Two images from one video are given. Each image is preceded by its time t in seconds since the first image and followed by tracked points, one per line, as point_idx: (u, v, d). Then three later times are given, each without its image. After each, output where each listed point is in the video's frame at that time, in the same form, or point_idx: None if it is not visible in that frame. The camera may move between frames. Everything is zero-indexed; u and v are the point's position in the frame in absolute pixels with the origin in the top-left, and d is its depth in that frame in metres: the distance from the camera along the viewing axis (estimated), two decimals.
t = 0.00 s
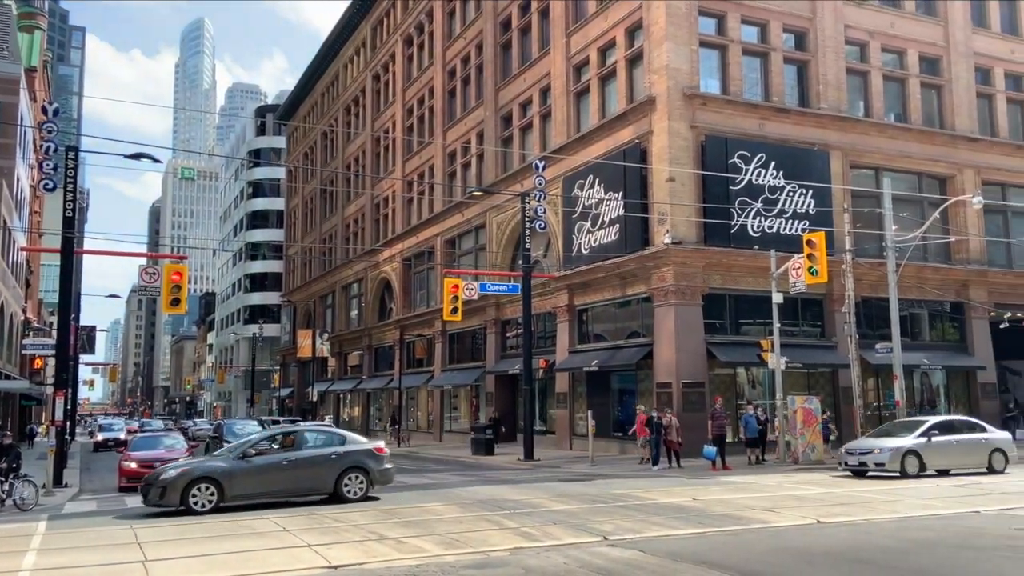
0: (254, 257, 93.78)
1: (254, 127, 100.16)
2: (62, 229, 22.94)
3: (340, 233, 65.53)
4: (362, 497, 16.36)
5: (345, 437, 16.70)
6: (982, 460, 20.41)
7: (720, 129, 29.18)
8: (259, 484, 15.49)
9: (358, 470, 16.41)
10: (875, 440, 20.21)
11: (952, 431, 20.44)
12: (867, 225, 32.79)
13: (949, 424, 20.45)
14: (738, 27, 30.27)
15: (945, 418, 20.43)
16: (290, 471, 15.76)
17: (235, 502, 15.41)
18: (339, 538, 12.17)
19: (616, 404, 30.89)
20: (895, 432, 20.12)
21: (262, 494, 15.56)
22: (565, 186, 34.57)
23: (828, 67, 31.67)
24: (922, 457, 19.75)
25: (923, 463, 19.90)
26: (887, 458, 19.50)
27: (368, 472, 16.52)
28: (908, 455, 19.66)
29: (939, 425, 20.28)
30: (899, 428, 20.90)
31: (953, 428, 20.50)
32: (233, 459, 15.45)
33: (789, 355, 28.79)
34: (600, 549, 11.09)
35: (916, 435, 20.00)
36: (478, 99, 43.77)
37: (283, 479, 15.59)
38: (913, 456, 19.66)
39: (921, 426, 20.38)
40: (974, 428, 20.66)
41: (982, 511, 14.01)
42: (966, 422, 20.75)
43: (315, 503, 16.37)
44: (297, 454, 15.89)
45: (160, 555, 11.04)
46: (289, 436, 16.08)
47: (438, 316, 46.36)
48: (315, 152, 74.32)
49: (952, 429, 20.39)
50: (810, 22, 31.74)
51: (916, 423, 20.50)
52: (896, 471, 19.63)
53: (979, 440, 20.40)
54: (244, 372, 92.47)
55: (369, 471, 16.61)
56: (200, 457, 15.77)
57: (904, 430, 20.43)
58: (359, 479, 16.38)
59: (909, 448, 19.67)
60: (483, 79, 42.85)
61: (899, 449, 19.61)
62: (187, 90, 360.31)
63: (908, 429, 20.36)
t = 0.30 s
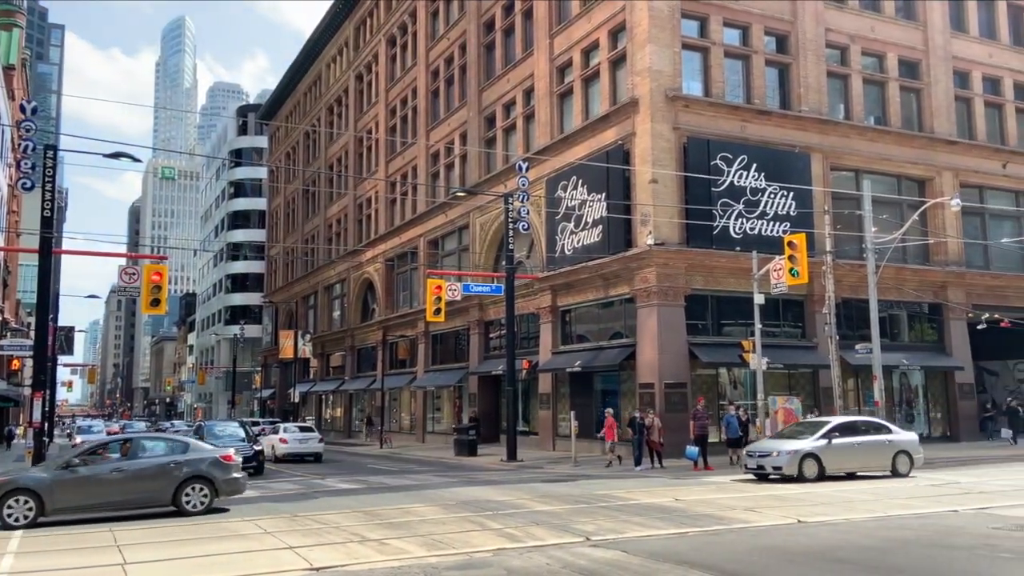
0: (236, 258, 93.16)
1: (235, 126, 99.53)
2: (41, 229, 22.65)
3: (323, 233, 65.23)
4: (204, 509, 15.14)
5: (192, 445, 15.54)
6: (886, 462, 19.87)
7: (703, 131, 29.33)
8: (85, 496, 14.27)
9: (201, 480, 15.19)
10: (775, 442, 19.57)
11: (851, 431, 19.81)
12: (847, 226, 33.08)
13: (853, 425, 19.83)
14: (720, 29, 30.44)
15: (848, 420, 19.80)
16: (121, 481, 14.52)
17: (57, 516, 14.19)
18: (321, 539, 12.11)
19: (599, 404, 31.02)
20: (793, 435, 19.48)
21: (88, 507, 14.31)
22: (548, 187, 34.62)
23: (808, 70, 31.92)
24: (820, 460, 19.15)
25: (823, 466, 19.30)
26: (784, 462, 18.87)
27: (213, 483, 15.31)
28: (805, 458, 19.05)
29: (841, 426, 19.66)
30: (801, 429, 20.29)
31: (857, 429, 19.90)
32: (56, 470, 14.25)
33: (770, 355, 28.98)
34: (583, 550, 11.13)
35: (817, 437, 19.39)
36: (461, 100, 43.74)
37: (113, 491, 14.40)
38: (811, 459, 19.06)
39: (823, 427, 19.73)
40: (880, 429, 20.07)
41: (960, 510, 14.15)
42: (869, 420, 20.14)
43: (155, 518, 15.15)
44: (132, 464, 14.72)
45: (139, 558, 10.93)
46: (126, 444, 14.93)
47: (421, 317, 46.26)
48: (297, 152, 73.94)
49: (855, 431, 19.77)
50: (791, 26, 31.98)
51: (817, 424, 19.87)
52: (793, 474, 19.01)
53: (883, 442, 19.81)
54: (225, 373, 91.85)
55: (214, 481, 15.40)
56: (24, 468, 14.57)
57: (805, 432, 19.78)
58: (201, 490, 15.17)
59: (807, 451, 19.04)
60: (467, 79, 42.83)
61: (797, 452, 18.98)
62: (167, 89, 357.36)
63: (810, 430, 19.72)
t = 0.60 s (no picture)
0: (216, 257, 92.49)
1: (216, 125, 98.80)
2: (17, 226, 22.34)
3: (304, 233, 64.89)
4: (19, 524, 13.93)
5: (14, 453, 14.38)
6: (785, 464, 19.21)
7: (685, 132, 29.46)
8: None
9: (19, 491, 14.02)
10: (669, 445, 18.72)
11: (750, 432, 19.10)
12: (827, 227, 33.35)
13: (750, 427, 19.11)
14: (702, 31, 30.58)
15: (746, 421, 19.08)
16: None
17: None
18: (301, 540, 12.05)
19: (581, 405, 31.12)
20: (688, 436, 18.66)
21: None
22: (531, 187, 34.63)
23: (789, 72, 32.13)
24: (715, 463, 18.35)
25: (717, 469, 18.49)
26: (677, 465, 18.01)
27: (34, 494, 14.13)
28: (699, 461, 18.23)
29: (738, 428, 18.91)
30: (698, 431, 19.50)
31: (756, 430, 19.19)
32: None
33: (751, 356, 29.15)
34: (564, 549, 11.14)
35: (712, 439, 18.60)
36: (444, 99, 43.67)
37: None
38: (703, 462, 18.25)
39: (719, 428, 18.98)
40: (779, 430, 19.41)
41: (938, 509, 14.30)
42: (769, 421, 19.50)
43: None
44: None
45: (116, 560, 10.81)
46: None
47: (404, 317, 46.10)
48: (279, 151, 73.50)
49: (752, 432, 19.07)
50: (773, 28, 32.20)
51: (714, 425, 19.11)
52: (686, 479, 18.17)
53: (782, 444, 19.16)
54: (205, 373, 91.14)
55: (35, 492, 14.25)
56: None
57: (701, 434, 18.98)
58: (19, 502, 13.99)
59: (701, 454, 18.22)
60: (450, 79, 42.77)
61: (691, 455, 18.16)
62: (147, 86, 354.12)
63: (707, 432, 18.95)
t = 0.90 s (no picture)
0: (194, 254, 91.69)
1: (194, 120, 97.92)
2: None
3: (284, 230, 64.50)
4: None
5: None
6: (677, 466, 18.41)
7: (666, 132, 29.60)
8: None
9: None
10: (555, 447, 17.94)
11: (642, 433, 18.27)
12: (805, 228, 33.64)
13: (642, 428, 18.26)
14: (683, 32, 30.71)
15: (637, 422, 18.23)
16: None
17: None
18: (278, 539, 11.98)
19: (560, 404, 31.21)
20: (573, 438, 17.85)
21: None
22: (512, 186, 34.65)
23: (769, 73, 32.37)
24: (598, 466, 17.55)
25: (601, 473, 17.70)
26: (558, 469, 17.22)
27: None
28: (582, 465, 17.44)
29: (627, 430, 18.07)
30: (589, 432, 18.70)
31: (649, 431, 18.38)
32: None
33: (730, 355, 29.34)
34: (543, 548, 11.17)
35: (599, 441, 17.80)
36: (425, 97, 43.57)
37: None
38: (585, 466, 17.45)
39: (609, 428, 18.17)
40: (674, 431, 18.59)
41: (911, 507, 14.49)
42: (664, 421, 18.67)
43: None
44: None
45: (90, 559, 10.68)
46: None
47: (384, 315, 45.95)
48: (258, 147, 72.97)
49: (645, 433, 18.26)
50: (752, 30, 32.42)
51: (606, 425, 18.30)
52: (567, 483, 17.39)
53: (674, 446, 18.36)
54: (182, 372, 90.35)
55: None
56: None
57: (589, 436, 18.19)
58: None
59: (584, 457, 17.42)
60: (431, 76, 42.68)
61: (573, 459, 17.35)
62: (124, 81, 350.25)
63: (596, 433, 18.15)
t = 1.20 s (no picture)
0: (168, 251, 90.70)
1: (169, 116, 96.83)
2: None
3: (261, 228, 64.00)
4: None
5: None
6: (560, 470, 17.52)
7: (644, 133, 29.73)
8: None
9: None
10: (428, 450, 16.85)
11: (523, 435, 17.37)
12: (781, 229, 33.95)
13: (522, 430, 17.39)
14: (661, 33, 30.86)
15: (518, 424, 17.35)
16: None
17: None
18: (253, 539, 11.90)
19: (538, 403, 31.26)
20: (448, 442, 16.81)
21: None
22: (491, 185, 34.63)
23: (746, 75, 32.63)
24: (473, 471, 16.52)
25: (475, 478, 16.67)
26: (426, 474, 16.13)
27: None
28: (453, 469, 16.39)
29: (506, 432, 17.15)
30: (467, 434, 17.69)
31: (529, 433, 17.48)
32: None
33: (706, 355, 29.52)
34: (519, 547, 11.19)
35: (474, 444, 16.80)
36: (404, 95, 43.40)
37: None
38: (456, 471, 16.38)
39: (487, 430, 17.20)
40: (559, 433, 17.78)
41: (882, 505, 14.67)
42: (549, 422, 17.81)
43: None
44: None
45: (60, 560, 10.54)
46: None
47: (361, 313, 45.74)
48: (234, 144, 72.31)
49: (525, 436, 17.37)
50: (730, 32, 32.68)
51: (484, 428, 17.34)
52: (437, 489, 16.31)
53: (557, 449, 17.51)
54: (156, 370, 89.36)
55: None
56: None
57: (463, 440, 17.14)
58: None
59: (457, 461, 16.38)
60: (410, 74, 42.52)
61: (444, 463, 16.29)
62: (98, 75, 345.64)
63: (473, 436, 17.15)
